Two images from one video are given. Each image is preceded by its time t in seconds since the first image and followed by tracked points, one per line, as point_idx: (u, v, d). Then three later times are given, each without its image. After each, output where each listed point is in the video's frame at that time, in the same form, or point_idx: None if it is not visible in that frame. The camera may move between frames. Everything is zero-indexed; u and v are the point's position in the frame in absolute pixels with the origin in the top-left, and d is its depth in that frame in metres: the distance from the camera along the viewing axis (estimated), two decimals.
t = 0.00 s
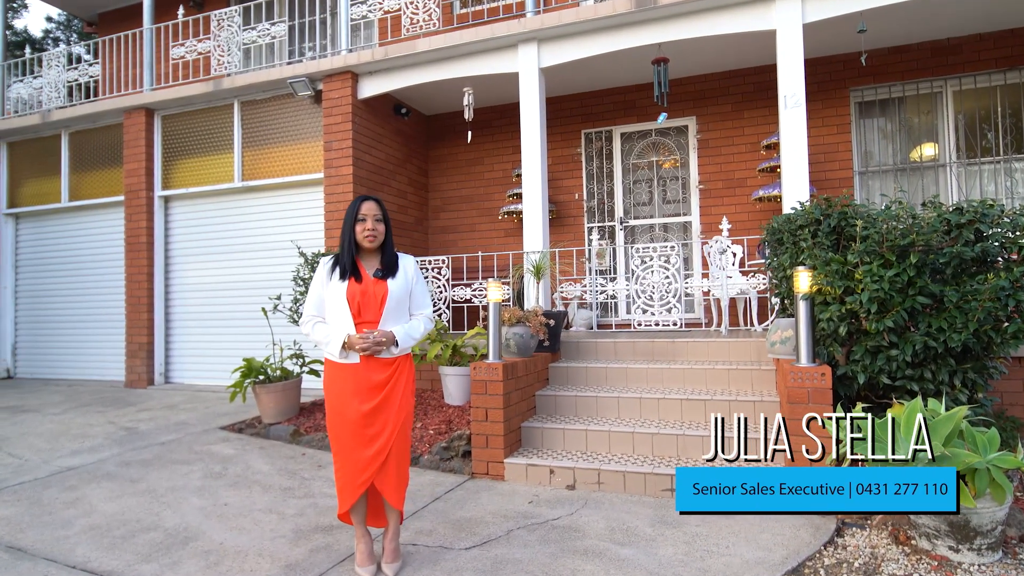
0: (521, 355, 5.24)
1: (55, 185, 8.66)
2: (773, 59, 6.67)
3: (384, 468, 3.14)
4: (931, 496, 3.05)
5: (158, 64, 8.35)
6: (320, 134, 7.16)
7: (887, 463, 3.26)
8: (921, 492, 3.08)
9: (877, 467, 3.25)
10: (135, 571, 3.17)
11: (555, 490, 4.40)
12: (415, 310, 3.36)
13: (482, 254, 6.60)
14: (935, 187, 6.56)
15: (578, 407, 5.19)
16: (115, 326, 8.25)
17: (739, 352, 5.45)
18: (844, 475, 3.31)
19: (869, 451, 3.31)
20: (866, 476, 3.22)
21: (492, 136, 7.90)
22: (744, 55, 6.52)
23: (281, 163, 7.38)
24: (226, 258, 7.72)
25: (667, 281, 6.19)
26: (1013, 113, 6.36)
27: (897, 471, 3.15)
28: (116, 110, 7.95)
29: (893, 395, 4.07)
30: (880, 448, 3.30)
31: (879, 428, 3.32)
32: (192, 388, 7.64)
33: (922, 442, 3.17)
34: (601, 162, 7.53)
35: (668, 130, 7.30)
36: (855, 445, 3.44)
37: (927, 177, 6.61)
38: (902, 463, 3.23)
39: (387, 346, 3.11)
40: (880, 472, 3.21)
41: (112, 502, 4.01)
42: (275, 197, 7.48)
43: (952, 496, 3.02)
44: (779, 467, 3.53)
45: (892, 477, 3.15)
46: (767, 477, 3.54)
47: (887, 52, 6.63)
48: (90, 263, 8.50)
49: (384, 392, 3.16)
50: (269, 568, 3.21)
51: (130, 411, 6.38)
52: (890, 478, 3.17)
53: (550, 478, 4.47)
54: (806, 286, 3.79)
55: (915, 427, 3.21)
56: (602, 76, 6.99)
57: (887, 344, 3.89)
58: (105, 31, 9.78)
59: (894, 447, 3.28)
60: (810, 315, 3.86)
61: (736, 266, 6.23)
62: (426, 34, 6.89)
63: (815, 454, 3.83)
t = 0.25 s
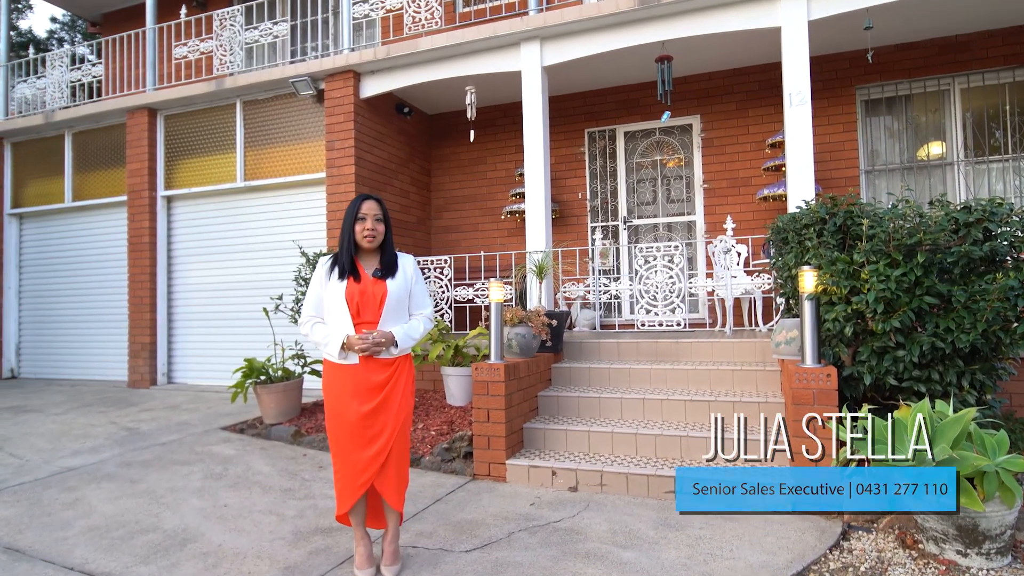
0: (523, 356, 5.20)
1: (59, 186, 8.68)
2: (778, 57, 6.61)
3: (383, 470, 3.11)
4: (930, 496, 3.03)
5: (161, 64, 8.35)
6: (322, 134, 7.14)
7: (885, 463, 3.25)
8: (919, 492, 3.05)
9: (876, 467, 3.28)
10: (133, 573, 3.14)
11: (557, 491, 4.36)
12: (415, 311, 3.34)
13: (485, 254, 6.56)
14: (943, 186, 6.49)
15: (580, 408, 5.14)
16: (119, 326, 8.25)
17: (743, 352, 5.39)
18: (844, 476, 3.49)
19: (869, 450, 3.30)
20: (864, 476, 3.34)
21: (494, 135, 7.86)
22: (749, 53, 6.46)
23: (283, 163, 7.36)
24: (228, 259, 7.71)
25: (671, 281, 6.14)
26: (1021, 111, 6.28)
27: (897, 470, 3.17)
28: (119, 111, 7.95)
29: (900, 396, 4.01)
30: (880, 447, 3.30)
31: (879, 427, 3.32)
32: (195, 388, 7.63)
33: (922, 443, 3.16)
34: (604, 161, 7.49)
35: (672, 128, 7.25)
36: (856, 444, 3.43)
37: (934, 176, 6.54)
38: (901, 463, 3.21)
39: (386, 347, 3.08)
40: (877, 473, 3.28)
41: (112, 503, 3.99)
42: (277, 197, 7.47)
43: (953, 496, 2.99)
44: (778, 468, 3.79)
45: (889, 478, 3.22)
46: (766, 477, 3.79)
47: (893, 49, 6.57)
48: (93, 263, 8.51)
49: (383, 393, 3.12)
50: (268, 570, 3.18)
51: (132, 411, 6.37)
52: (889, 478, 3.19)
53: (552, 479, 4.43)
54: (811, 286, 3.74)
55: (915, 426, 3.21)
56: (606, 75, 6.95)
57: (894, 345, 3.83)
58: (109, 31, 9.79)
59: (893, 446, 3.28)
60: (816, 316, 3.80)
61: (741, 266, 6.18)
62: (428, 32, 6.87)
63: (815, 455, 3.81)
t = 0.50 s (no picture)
0: (525, 357, 5.16)
1: (62, 186, 8.69)
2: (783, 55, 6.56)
3: (383, 471, 3.07)
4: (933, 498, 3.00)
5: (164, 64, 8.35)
6: (324, 133, 7.12)
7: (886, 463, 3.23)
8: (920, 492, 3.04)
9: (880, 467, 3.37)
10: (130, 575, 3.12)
11: (560, 493, 4.32)
12: (414, 311, 3.30)
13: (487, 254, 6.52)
14: (951, 185, 6.42)
15: (583, 409, 5.10)
16: (121, 326, 8.26)
17: (748, 352, 5.34)
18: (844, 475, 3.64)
19: (869, 450, 3.27)
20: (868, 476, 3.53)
21: (497, 134, 7.83)
22: (753, 51, 6.41)
23: (285, 162, 7.34)
24: (231, 259, 7.70)
25: (675, 281, 6.10)
26: None
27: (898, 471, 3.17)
28: (122, 110, 7.95)
29: (907, 398, 3.95)
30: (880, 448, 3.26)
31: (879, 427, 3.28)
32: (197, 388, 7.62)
33: (922, 442, 3.11)
34: (608, 160, 7.44)
35: (676, 127, 7.20)
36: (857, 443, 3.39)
37: (941, 174, 6.47)
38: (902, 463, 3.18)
39: (385, 347, 3.04)
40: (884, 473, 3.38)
41: (111, 504, 3.97)
42: (279, 197, 7.45)
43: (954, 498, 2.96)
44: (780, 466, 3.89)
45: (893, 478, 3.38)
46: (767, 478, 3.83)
47: (900, 46, 6.50)
48: (97, 263, 8.52)
49: (383, 393, 3.09)
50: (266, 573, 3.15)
51: (134, 412, 6.36)
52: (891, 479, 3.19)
53: (555, 481, 4.38)
54: (816, 286, 3.69)
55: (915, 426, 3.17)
56: (609, 73, 6.90)
57: (901, 346, 3.78)
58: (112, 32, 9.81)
59: (893, 446, 3.24)
60: (821, 316, 3.75)
61: (745, 265, 6.13)
62: (431, 31, 6.84)
63: (814, 455, 3.73)
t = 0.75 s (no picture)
0: (527, 357, 5.13)
1: (65, 186, 8.69)
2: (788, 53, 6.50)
3: (382, 472, 3.04)
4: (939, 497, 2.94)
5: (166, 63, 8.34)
6: (326, 133, 7.09)
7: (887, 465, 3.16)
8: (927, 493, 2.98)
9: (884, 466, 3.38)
10: None
11: (562, 495, 4.28)
12: (414, 311, 3.27)
13: (490, 254, 6.48)
14: (958, 183, 6.35)
15: (585, 410, 5.06)
16: (124, 326, 8.26)
17: (752, 353, 5.28)
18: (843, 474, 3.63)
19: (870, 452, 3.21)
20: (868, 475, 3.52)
21: (500, 134, 7.79)
22: (758, 49, 6.35)
23: (287, 162, 7.32)
24: (233, 259, 7.68)
25: (678, 281, 6.05)
26: None
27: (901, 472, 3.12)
28: (124, 110, 7.94)
29: (915, 399, 3.90)
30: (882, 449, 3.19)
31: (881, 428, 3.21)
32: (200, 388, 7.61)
33: (924, 443, 3.04)
34: (611, 159, 7.39)
35: (680, 126, 7.15)
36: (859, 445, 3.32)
37: (949, 173, 6.41)
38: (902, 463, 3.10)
39: (384, 347, 3.01)
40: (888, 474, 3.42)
41: (111, 505, 3.95)
42: (281, 197, 7.43)
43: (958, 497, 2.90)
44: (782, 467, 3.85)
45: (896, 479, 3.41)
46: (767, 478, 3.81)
47: (907, 43, 6.43)
48: (100, 263, 8.52)
49: (382, 394, 3.06)
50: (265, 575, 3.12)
51: (136, 412, 6.35)
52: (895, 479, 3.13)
53: (557, 483, 4.35)
54: (822, 285, 3.63)
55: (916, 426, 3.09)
56: (612, 71, 6.86)
57: (907, 346, 3.73)
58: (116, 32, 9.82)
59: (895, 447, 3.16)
60: (827, 316, 3.70)
61: (750, 265, 6.07)
62: (433, 30, 6.80)
63: (817, 456, 3.68)
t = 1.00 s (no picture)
0: (529, 357, 5.08)
1: (68, 185, 8.69)
2: (793, 50, 6.44)
3: (382, 474, 3.00)
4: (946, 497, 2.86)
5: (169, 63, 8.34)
6: (328, 132, 7.07)
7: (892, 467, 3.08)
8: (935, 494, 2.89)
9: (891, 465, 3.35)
10: None
11: (564, 497, 4.23)
12: (414, 311, 3.24)
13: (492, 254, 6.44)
14: (966, 182, 6.28)
15: (588, 411, 5.01)
16: (127, 326, 8.25)
17: (758, 354, 5.22)
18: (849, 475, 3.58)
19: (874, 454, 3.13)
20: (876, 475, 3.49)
21: (503, 132, 7.75)
22: (763, 46, 6.30)
23: (289, 161, 7.30)
24: (235, 258, 7.67)
25: (683, 281, 5.99)
26: None
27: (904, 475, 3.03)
28: (127, 110, 7.94)
29: (923, 400, 3.84)
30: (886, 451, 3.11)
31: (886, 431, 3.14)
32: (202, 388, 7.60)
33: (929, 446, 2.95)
34: (615, 158, 7.34)
35: (684, 124, 7.10)
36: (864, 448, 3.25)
37: (957, 171, 6.34)
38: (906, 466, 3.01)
39: (385, 347, 2.98)
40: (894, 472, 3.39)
41: (110, 506, 3.93)
42: (283, 196, 7.41)
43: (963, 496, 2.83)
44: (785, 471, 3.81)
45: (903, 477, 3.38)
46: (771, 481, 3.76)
47: (914, 40, 6.35)
48: (103, 263, 8.52)
49: (383, 395, 3.02)
50: None
51: (137, 412, 6.34)
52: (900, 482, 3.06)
53: (560, 484, 4.30)
54: (828, 285, 3.58)
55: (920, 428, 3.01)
56: (616, 69, 6.81)
57: (915, 347, 3.67)
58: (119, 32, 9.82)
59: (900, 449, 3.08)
60: (833, 316, 3.64)
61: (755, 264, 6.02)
62: (435, 28, 6.77)
63: (823, 458, 3.63)
